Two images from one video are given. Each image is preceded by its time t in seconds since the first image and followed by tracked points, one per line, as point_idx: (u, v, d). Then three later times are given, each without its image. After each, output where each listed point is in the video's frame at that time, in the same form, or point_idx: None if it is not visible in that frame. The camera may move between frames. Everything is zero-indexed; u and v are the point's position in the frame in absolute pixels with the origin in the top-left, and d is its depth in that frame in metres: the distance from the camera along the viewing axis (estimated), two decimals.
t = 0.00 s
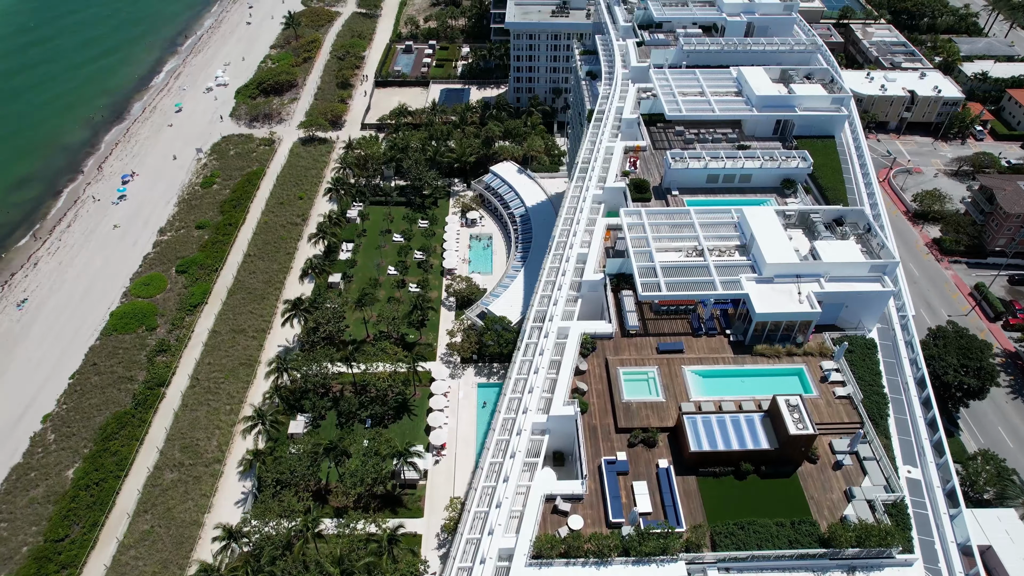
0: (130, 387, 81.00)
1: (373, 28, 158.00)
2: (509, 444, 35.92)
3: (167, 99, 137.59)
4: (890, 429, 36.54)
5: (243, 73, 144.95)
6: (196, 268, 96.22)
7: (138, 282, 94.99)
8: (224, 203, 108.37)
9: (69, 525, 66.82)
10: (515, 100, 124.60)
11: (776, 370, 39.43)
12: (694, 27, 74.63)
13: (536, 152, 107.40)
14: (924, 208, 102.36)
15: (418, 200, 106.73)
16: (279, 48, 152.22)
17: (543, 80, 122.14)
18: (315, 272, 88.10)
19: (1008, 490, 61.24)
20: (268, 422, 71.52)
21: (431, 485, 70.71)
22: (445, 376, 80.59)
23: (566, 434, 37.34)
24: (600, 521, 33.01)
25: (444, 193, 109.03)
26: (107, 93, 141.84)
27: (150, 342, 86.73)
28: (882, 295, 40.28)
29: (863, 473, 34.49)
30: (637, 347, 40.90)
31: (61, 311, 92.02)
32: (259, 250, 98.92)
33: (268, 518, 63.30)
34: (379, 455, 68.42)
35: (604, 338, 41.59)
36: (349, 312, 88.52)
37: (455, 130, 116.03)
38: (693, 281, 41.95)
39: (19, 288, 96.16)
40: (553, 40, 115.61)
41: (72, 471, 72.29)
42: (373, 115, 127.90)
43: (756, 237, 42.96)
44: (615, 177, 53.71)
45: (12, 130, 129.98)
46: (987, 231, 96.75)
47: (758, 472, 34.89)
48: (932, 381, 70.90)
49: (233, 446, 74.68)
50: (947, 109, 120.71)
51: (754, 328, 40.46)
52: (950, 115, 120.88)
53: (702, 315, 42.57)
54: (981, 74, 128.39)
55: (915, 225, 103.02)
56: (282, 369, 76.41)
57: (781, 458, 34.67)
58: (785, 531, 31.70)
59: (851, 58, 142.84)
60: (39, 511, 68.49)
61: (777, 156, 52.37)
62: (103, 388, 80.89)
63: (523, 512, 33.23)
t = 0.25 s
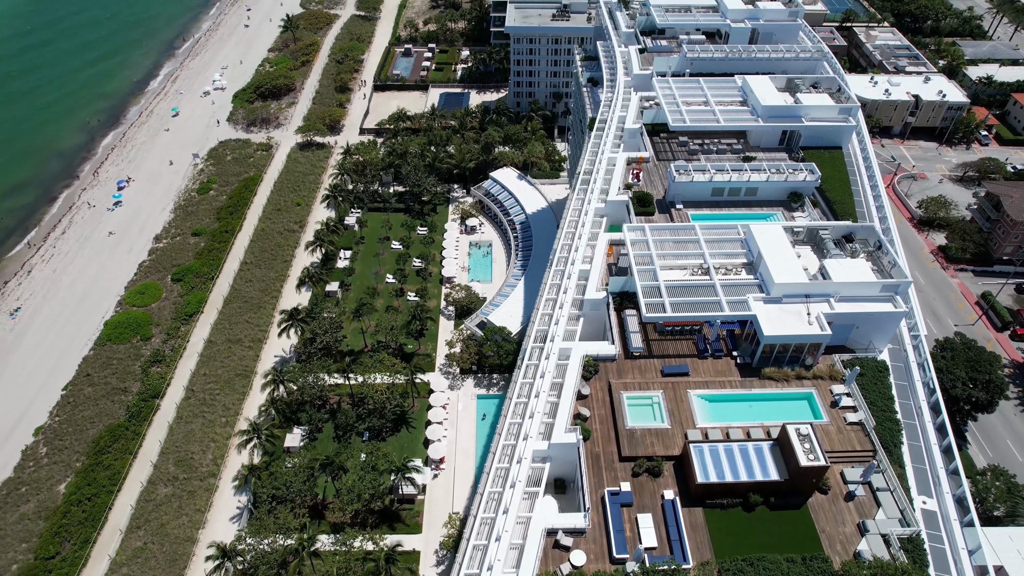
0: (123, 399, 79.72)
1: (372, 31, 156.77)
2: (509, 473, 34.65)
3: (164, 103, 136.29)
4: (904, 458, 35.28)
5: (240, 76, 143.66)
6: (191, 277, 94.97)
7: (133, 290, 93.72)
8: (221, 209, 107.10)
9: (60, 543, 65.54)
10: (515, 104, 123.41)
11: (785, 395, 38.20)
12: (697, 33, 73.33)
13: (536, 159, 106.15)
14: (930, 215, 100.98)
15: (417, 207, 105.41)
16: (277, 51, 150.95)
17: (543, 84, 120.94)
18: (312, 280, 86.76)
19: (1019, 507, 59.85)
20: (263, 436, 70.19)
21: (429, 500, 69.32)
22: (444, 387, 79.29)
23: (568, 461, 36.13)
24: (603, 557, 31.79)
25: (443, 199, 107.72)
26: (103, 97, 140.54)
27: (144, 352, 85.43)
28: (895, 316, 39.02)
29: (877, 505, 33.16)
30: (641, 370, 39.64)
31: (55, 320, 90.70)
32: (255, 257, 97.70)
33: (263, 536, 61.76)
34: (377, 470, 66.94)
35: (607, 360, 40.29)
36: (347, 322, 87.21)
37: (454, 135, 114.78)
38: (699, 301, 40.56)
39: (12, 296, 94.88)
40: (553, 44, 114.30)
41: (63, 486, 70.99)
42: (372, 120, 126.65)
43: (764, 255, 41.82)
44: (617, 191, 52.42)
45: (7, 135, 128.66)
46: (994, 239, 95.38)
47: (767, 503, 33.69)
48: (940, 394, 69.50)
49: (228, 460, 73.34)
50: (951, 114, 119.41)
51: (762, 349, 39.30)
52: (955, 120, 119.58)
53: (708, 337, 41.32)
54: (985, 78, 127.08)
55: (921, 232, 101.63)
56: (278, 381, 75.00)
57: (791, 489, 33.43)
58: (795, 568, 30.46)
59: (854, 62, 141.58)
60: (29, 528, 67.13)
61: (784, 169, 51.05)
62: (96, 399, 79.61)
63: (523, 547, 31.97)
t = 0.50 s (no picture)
0: (117, 411, 78.45)
1: (371, 35, 155.56)
2: (508, 503, 33.65)
3: (161, 107, 135.03)
4: (918, 488, 34.06)
5: (238, 80, 142.43)
6: (187, 285, 93.68)
7: (128, 299, 92.43)
8: (217, 216, 105.82)
9: (51, 560, 64.22)
10: (515, 109, 122.20)
11: (794, 421, 36.94)
12: (700, 39, 72.06)
13: (536, 165, 104.86)
14: (935, 222, 99.78)
15: (416, 213, 104.15)
16: (275, 55, 149.74)
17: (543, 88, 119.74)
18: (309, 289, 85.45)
19: None
20: (259, 450, 68.80)
21: (428, 515, 67.97)
22: (443, 399, 77.98)
23: (571, 491, 34.97)
24: None
25: (443, 206, 106.45)
26: (100, 101, 139.30)
27: (139, 362, 84.17)
28: (907, 339, 37.85)
29: (892, 539, 31.87)
30: (645, 395, 38.55)
31: (48, 329, 89.45)
32: (252, 265, 96.49)
33: (258, 554, 60.25)
34: (375, 485, 65.52)
35: (610, 384, 39.18)
36: (344, 332, 85.99)
37: (454, 140, 113.50)
38: (705, 322, 39.29)
39: (5, 304, 93.59)
40: (554, 48, 113.08)
41: (55, 501, 69.67)
42: (370, 125, 125.40)
43: (772, 273, 40.63)
44: (620, 205, 51.13)
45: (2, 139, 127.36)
46: (1000, 247, 94.04)
47: (777, 536, 32.44)
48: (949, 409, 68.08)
49: (223, 474, 72.04)
50: (956, 118, 118.14)
51: (770, 373, 38.05)
52: (960, 125, 118.29)
53: (715, 359, 40.13)
54: (990, 82, 125.86)
55: (926, 239, 100.38)
56: (275, 393, 73.63)
57: (802, 523, 32.13)
58: None
59: (857, 65, 140.36)
60: (20, 544, 65.80)
61: (790, 182, 49.89)
62: (89, 411, 78.34)
63: None
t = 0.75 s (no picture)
0: (111, 423, 77.20)
1: (370, 37, 154.26)
2: (508, 535, 32.64)
3: (157, 111, 133.79)
4: (934, 521, 32.91)
5: (236, 84, 141.17)
6: (182, 294, 92.42)
7: (123, 308, 91.19)
8: (214, 223, 104.55)
9: None
10: (515, 114, 120.95)
11: (803, 448, 36.12)
12: (703, 46, 70.81)
13: (537, 171, 103.59)
14: (940, 229, 98.52)
15: (415, 220, 102.88)
16: (273, 58, 148.47)
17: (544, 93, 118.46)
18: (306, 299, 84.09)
19: None
20: (254, 465, 67.39)
21: (427, 532, 66.55)
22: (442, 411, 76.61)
23: (573, 522, 33.87)
24: None
25: (442, 212, 105.11)
26: (96, 105, 138.10)
27: (133, 373, 82.92)
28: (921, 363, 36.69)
29: None
30: (649, 421, 37.53)
31: (42, 339, 88.24)
32: (249, 273, 95.26)
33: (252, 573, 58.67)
34: (372, 501, 64.05)
35: (613, 409, 38.20)
36: (342, 342, 84.70)
37: (453, 146, 112.19)
38: (712, 345, 38.16)
39: None
40: (554, 53, 111.70)
41: (46, 516, 68.40)
42: (369, 129, 124.13)
43: (781, 293, 39.44)
44: (624, 220, 49.56)
45: None
46: (1007, 255, 92.63)
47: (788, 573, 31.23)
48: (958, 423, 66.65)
49: (218, 489, 70.70)
50: (961, 123, 116.77)
51: (777, 399, 37.32)
52: (965, 130, 116.92)
53: (721, 383, 39.30)
54: (995, 86, 124.53)
55: (931, 246, 99.11)
56: (271, 405, 72.26)
57: (814, 559, 30.88)
58: None
59: (860, 69, 139.05)
60: (10, 562, 64.52)
61: (798, 196, 48.65)
62: (82, 424, 77.07)
63: None
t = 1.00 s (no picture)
0: (104, 436, 75.98)
1: (369, 41, 153.08)
2: (508, 568, 31.79)
3: (154, 116, 132.55)
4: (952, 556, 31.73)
5: (233, 88, 139.96)
6: (178, 302, 91.18)
7: (118, 317, 89.96)
8: (210, 230, 103.32)
9: None
10: (515, 118, 119.79)
11: (814, 477, 35.01)
12: (707, 53, 69.61)
13: (537, 177, 102.37)
14: (945, 236, 97.18)
15: (414, 227, 101.70)
16: (271, 61, 147.31)
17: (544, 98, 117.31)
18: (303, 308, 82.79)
19: None
20: (250, 481, 66.08)
21: (426, 548, 65.22)
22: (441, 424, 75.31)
23: (576, 556, 32.75)
24: None
25: (441, 219, 103.86)
26: (92, 109, 136.84)
27: (127, 385, 81.67)
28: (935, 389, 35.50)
29: None
30: (654, 448, 36.49)
31: (35, 349, 86.98)
32: (245, 281, 94.05)
33: None
34: (371, 518, 62.64)
35: (617, 435, 37.17)
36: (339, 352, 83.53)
37: (452, 151, 110.99)
38: (720, 369, 36.84)
39: None
40: (555, 57, 110.43)
41: (37, 533, 67.14)
42: (368, 134, 122.93)
43: (789, 315, 38.24)
44: (626, 236, 48.05)
45: None
46: (1014, 263, 91.50)
47: None
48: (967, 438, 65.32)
49: (213, 504, 69.42)
50: (966, 128, 115.45)
51: (786, 427, 36.45)
52: (970, 135, 115.61)
53: (728, 409, 38.38)
54: (1000, 91, 123.25)
55: (937, 254, 97.81)
56: (267, 418, 70.99)
57: None
58: None
59: (864, 73, 137.86)
60: None
61: (806, 211, 47.57)
62: (74, 437, 75.81)
63: None
